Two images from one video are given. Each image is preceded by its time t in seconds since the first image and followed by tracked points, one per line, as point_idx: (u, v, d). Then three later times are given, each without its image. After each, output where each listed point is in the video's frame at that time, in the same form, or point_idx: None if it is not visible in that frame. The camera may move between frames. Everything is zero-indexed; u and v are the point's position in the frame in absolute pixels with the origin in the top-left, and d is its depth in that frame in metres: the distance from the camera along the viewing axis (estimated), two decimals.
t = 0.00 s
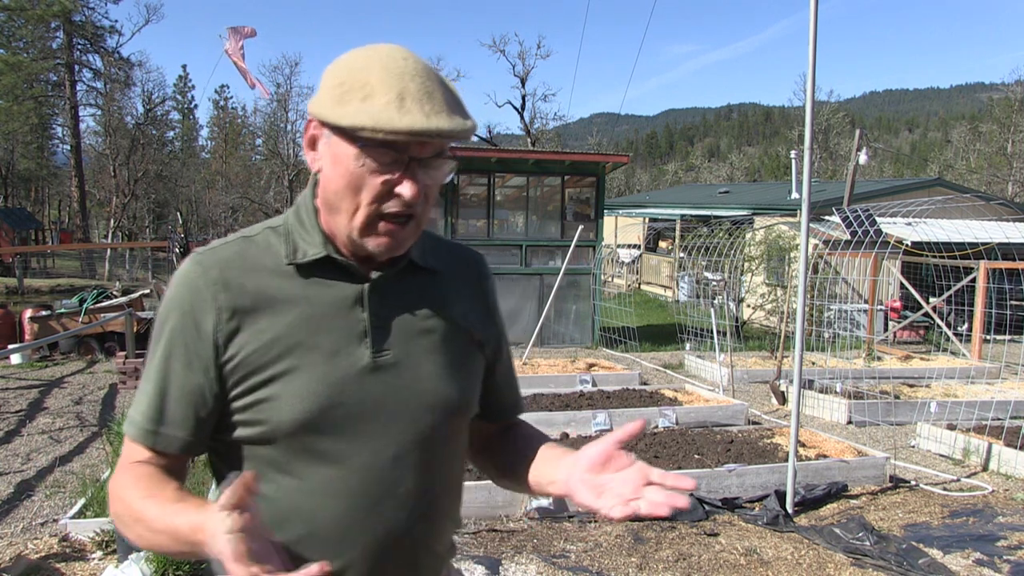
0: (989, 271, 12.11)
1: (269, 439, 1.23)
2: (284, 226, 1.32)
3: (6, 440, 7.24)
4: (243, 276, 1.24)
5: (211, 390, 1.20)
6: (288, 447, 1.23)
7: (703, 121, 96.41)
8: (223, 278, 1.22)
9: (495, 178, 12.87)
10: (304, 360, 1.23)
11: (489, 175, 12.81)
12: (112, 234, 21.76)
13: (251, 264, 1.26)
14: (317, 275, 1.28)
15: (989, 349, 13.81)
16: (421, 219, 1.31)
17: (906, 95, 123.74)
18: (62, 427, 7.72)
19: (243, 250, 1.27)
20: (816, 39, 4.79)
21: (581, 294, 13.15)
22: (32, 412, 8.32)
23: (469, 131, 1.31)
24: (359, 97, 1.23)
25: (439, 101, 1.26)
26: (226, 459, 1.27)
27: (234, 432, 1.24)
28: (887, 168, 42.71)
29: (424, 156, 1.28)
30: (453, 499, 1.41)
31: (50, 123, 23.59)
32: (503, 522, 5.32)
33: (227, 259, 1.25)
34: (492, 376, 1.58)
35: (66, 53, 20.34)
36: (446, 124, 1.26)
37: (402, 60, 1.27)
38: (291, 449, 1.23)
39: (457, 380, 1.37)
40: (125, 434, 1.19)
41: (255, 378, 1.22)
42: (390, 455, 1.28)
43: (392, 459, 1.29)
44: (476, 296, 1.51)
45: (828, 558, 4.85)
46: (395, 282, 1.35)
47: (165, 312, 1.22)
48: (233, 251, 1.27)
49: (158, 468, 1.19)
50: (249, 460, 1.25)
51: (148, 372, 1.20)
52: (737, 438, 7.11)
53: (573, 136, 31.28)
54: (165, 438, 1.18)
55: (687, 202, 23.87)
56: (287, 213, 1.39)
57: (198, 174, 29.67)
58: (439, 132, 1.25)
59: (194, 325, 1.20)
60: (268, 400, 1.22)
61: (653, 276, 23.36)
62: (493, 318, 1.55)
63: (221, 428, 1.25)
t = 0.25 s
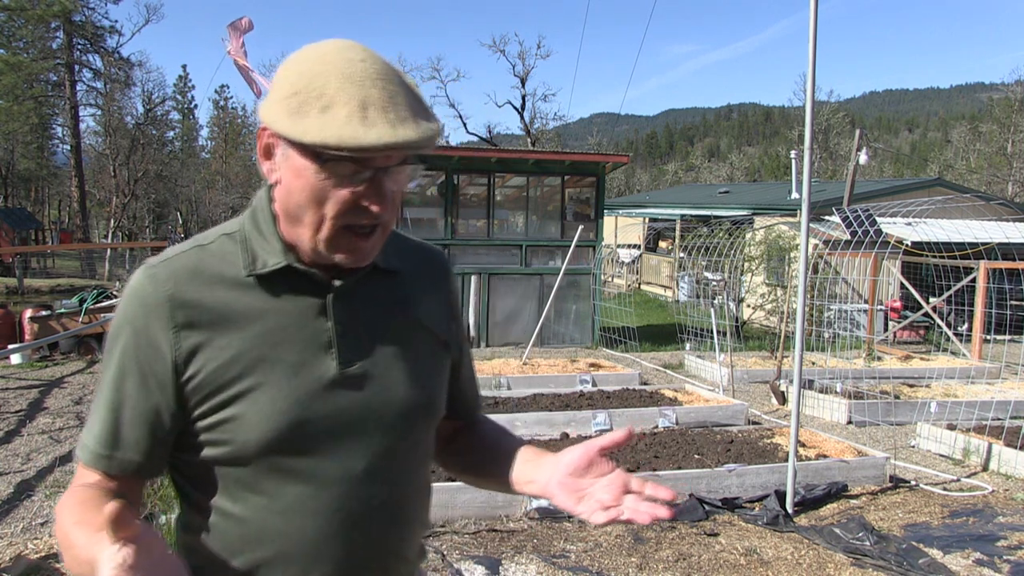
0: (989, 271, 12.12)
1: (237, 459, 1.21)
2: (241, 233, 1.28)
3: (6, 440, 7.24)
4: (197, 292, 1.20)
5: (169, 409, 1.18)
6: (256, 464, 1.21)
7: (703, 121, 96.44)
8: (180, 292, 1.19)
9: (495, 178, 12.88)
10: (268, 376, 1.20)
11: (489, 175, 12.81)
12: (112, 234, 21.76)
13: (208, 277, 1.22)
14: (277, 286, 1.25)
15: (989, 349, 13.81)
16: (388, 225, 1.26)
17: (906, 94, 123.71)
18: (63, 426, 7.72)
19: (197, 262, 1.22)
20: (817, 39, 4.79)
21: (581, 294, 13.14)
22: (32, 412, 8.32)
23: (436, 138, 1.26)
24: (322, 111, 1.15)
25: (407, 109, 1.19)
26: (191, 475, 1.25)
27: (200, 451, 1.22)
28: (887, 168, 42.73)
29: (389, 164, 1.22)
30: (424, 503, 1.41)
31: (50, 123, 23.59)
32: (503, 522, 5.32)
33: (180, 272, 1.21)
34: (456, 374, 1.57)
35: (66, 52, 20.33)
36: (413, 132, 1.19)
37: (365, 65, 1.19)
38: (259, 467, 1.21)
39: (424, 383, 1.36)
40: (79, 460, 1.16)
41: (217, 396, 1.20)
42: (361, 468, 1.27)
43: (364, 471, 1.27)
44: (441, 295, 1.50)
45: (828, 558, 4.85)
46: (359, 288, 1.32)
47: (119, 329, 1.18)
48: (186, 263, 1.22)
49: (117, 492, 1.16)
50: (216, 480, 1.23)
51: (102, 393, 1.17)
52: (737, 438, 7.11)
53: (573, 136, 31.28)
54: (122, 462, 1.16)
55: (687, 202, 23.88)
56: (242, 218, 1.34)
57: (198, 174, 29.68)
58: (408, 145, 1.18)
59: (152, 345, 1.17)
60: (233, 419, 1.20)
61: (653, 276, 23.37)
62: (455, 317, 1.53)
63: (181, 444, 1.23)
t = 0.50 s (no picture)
0: (989, 271, 12.12)
1: (200, 479, 1.20)
2: (183, 248, 1.25)
3: (7, 441, 7.24)
4: (144, 315, 1.17)
5: (124, 437, 1.15)
6: (221, 484, 1.20)
7: (703, 121, 96.46)
8: (124, 315, 1.16)
9: (495, 178, 12.88)
10: (224, 395, 1.19)
11: (489, 175, 12.82)
12: (112, 234, 21.77)
13: (151, 297, 1.18)
14: (225, 301, 1.22)
15: (989, 349, 13.82)
16: (327, 223, 1.22)
17: (906, 94, 123.76)
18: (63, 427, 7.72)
19: (137, 283, 1.19)
20: (817, 39, 4.79)
21: (581, 294, 13.15)
22: (32, 412, 8.32)
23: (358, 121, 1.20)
24: (230, 113, 1.13)
25: (314, 97, 1.15)
26: (154, 499, 1.23)
27: (161, 475, 1.21)
28: (887, 168, 42.76)
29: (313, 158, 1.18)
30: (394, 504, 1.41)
31: (51, 123, 23.59)
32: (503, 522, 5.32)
33: (122, 294, 1.17)
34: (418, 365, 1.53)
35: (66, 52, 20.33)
36: (328, 120, 1.15)
37: (271, 58, 1.15)
38: (224, 487, 1.21)
39: (383, 386, 1.34)
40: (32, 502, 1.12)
41: (173, 421, 1.18)
42: (325, 479, 1.26)
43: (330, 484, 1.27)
44: (397, 294, 1.48)
45: (828, 558, 4.85)
46: (312, 296, 1.30)
47: (63, 358, 1.15)
48: (126, 285, 1.18)
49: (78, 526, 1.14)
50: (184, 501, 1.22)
51: (51, 429, 1.14)
52: (737, 438, 7.11)
53: (573, 136, 31.30)
54: (82, 497, 1.13)
55: (687, 202, 23.89)
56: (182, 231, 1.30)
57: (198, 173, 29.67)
58: (325, 134, 1.14)
59: (101, 374, 1.13)
60: (192, 442, 1.18)
61: (653, 276, 23.38)
62: (413, 316, 1.51)
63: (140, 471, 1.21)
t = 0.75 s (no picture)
0: (989, 271, 12.12)
1: (182, 476, 1.20)
2: (165, 244, 1.26)
3: (6, 441, 7.24)
4: (123, 311, 1.18)
5: (109, 434, 1.16)
6: (205, 482, 1.21)
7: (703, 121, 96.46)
8: (104, 312, 1.17)
9: (495, 178, 12.89)
10: (205, 390, 1.19)
11: (489, 175, 12.82)
12: (112, 234, 21.76)
13: (132, 294, 1.20)
14: (203, 295, 1.23)
15: (989, 349, 13.83)
16: (280, 187, 1.21)
17: (905, 94, 123.78)
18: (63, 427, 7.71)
19: (114, 279, 1.21)
20: (816, 39, 4.81)
21: (581, 294, 13.15)
22: (32, 412, 8.32)
23: (294, 74, 1.20)
24: (161, 81, 1.16)
25: (241, 51, 1.16)
26: (144, 496, 1.25)
27: (148, 473, 1.21)
28: (887, 168, 42.78)
29: (253, 118, 1.19)
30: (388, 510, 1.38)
31: (51, 123, 23.60)
32: (503, 522, 5.33)
33: (103, 293, 1.18)
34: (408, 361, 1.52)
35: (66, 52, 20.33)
36: (254, 70, 1.16)
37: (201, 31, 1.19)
38: (209, 486, 1.21)
39: (375, 383, 1.32)
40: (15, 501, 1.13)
41: (155, 417, 1.19)
42: (311, 479, 1.25)
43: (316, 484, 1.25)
44: (387, 290, 1.46)
45: (828, 558, 4.85)
46: (292, 289, 1.30)
47: (47, 358, 1.16)
48: (107, 281, 1.20)
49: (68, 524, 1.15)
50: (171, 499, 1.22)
51: (33, 428, 1.15)
52: (737, 438, 7.11)
53: (573, 136, 31.30)
54: (70, 495, 1.14)
55: (687, 202, 23.89)
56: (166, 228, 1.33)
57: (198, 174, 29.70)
58: (249, 82, 1.15)
59: (83, 371, 1.15)
60: (173, 439, 1.19)
61: (653, 276, 23.38)
62: (406, 313, 1.49)
63: (129, 470, 1.22)
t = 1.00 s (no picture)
0: (989, 271, 12.12)
1: (188, 461, 1.27)
2: (181, 239, 1.39)
3: (6, 441, 7.24)
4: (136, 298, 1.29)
5: (123, 417, 1.25)
6: (210, 468, 1.27)
7: (703, 121, 96.44)
8: (121, 300, 1.27)
9: (495, 178, 12.89)
10: (211, 374, 1.27)
11: (489, 175, 12.82)
12: (112, 234, 21.73)
13: (147, 283, 1.31)
14: (210, 282, 1.33)
15: (989, 349, 13.82)
16: (274, 163, 1.35)
17: (906, 94, 123.70)
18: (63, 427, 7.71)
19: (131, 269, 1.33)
20: (816, 39, 4.81)
21: (581, 294, 13.15)
22: (32, 412, 8.32)
23: (282, 56, 1.36)
24: (164, 71, 1.34)
25: (231, 39, 1.34)
26: (157, 486, 1.32)
27: (157, 459, 1.29)
28: (887, 168, 42.74)
29: (246, 96, 1.35)
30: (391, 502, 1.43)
31: (50, 123, 23.58)
32: (503, 522, 5.33)
33: (121, 282, 1.29)
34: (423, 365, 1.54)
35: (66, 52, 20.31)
36: (244, 52, 1.33)
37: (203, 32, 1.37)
38: (215, 472, 1.27)
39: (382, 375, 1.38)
40: (32, 481, 1.21)
41: (165, 400, 1.26)
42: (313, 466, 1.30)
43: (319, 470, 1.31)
44: (398, 287, 1.52)
45: (828, 558, 4.86)
46: (297, 280, 1.38)
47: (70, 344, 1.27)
48: (128, 272, 1.32)
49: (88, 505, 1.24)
50: (180, 486, 1.29)
51: (53, 411, 1.24)
52: (737, 438, 7.11)
53: (573, 136, 31.29)
54: (88, 476, 1.23)
55: (687, 202, 23.87)
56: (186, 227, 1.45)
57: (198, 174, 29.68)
58: (236, 60, 1.32)
59: (99, 356, 1.24)
60: (179, 424, 1.26)
61: (653, 276, 23.37)
62: (419, 311, 1.55)
63: (143, 455, 1.30)
